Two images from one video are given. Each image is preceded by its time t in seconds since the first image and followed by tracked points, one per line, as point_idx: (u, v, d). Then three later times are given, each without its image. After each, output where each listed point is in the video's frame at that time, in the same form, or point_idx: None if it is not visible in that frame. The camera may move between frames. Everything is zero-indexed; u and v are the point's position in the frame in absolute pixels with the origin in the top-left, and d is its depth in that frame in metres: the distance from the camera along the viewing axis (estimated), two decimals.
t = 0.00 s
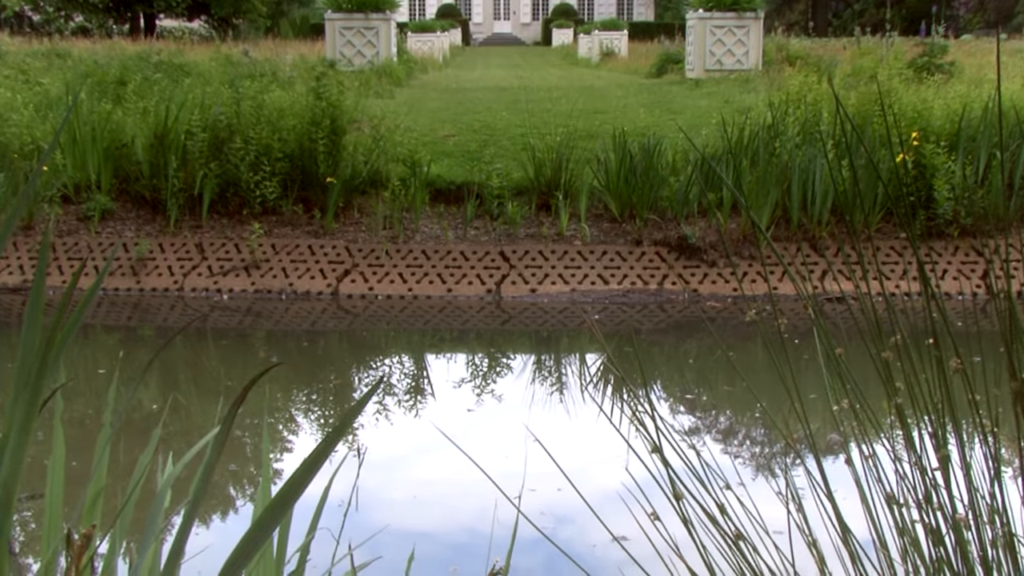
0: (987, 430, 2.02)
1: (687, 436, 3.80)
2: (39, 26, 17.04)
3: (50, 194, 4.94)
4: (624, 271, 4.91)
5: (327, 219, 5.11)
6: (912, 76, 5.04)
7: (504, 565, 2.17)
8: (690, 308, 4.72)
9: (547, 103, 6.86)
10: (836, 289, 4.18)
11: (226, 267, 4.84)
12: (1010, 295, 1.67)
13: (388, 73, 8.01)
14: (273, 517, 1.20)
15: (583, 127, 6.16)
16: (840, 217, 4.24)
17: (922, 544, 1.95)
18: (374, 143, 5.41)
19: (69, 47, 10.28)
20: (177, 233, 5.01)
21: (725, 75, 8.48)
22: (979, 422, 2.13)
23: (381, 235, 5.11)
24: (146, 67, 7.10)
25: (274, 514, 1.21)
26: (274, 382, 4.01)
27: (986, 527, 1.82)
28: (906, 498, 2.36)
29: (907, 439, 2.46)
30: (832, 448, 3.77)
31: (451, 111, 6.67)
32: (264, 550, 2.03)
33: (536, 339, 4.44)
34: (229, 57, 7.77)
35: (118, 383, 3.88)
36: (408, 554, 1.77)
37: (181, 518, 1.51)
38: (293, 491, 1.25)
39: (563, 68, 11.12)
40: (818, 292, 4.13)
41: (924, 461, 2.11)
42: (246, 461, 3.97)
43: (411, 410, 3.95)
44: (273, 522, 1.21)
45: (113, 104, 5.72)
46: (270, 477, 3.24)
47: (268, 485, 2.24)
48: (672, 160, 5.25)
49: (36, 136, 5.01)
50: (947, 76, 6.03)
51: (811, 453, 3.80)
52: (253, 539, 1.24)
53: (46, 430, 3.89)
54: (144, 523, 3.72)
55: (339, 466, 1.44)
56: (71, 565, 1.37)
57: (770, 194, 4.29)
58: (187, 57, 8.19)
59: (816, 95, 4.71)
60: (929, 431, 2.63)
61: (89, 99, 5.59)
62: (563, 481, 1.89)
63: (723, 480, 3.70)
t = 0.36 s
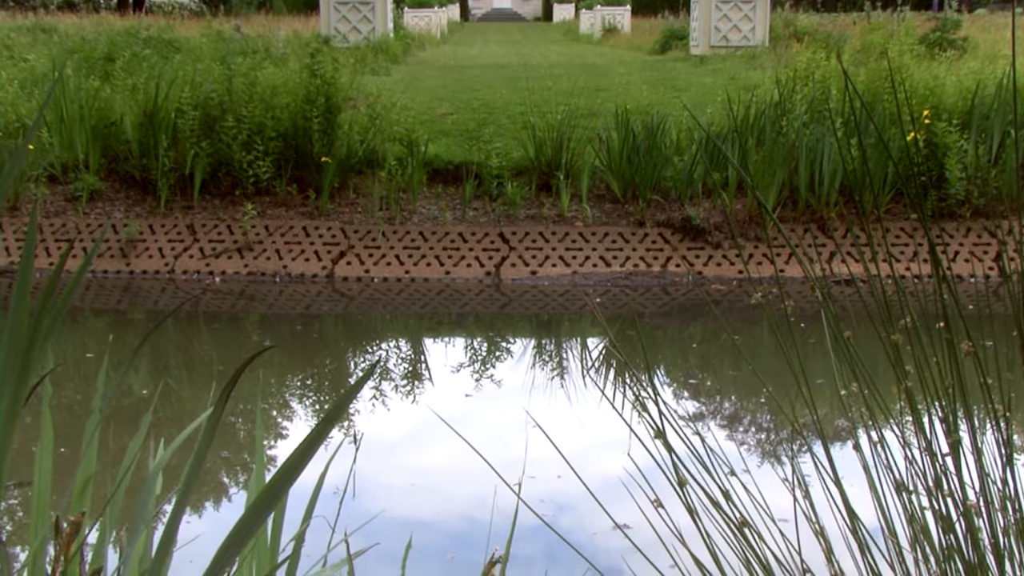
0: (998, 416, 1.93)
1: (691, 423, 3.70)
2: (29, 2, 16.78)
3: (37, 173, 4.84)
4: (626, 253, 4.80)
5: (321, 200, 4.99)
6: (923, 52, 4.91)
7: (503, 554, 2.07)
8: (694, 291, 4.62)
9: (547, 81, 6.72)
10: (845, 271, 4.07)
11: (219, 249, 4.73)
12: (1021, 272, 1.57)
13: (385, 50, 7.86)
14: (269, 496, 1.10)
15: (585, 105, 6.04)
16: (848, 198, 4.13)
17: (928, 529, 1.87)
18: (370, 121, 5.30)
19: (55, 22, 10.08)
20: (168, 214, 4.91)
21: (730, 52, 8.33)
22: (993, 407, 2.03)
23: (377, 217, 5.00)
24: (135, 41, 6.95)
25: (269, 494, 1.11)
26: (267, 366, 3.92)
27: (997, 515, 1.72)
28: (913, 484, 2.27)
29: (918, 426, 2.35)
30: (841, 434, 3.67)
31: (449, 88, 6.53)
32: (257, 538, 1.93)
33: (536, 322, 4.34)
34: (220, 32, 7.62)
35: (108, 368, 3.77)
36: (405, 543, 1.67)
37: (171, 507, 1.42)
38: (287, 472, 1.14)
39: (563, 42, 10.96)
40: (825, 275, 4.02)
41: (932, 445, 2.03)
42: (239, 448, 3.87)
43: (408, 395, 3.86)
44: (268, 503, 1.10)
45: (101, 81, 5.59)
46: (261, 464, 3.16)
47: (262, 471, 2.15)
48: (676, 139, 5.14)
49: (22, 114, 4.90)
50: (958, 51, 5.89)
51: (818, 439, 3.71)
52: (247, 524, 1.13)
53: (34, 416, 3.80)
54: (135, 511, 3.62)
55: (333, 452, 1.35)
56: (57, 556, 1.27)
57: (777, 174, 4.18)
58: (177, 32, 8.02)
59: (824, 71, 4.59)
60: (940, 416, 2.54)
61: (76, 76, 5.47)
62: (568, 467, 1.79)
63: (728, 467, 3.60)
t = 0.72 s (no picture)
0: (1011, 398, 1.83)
1: (694, 407, 3.61)
2: None
3: (22, 151, 4.73)
4: (629, 233, 4.69)
5: (316, 177, 4.90)
6: (936, 26, 4.78)
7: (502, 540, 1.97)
8: (698, 272, 4.51)
9: (548, 55, 6.58)
10: (853, 251, 3.97)
11: (210, 229, 4.62)
12: None
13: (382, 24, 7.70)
14: (260, 482, 0.97)
15: (586, 80, 5.91)
16: (857, 176, 4.01)
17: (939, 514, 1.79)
18: (366, 97, 5.18)
19: None
20: (157, 193, 4.80)
21: (736, 26, 8.16)
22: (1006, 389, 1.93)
23: (374, 196, 4.89)
24: (124, 14, 6.79)
25: (256, 480, 0.98)
26: (260, 348, 3.83)
27: (1008, 500, 1.63)
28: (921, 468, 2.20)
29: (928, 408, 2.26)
30: (849, 418, 3.57)
31: (447, 63, 6.39)
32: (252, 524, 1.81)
33: (536, 304, 4.24)
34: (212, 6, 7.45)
35: (97, 350, 3.67)
36: (402, 530, 1.59)
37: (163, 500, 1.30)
38: (280, 457, 1.01)
39: (564, 14, 10.76)
40: (833, 255, 3.91)
41: (943, 429, 1.93)
42: (231, 432, 3.78)
43: (406, 378, 3.77)
44: (260, 490, 0.98)
45: (89, 55, 5.46)
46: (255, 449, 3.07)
47: (256, 456, 2.04)
48: (680, 115, 5.03)
49: (6, 89, 4.79)
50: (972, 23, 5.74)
51: (825, 423, 3.61)
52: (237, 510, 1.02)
53: (21, 400, 3.70)
54: (125, 496, 3.52)
55: (327, 440, 1.25)
56: (44, 542, 1.12)
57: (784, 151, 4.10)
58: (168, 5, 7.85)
59: (832, 45, 4.47)
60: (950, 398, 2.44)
61: (63, 51, 5.34)
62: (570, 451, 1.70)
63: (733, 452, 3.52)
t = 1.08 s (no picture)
0: None
1: (698, 390, 3.53)
2: None
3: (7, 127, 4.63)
4: (631, 212, 4.59)
5: (310, 155, 4.80)
6: None
7: (503, 526, 1.88)
8: (702, 252, 4.41)
9: (549, 28, 6.41)
10: (863, 230, 3.86)
11: (201, 207, 4.51)
12: None
13: None
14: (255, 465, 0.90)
15: (588, 55, 5.78)
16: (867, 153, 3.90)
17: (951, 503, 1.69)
18: (361, 72, 5.04)
19: None
20: (147, 170, 4.70)
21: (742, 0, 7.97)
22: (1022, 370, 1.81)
23: (370, 173, 4.78)
24: None
25: (249, 462, 0.92)
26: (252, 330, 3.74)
27: None
28: (932, 452, 2.10)
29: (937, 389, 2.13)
30: (858, 402, 3.48)
31: (446, 37, 6.24)
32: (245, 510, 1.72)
33: (537, 285, 4.14)
34: None
35: (85, 332, 3.57)
36: (397, 518, 1.51)
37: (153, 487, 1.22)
38: (275, 441, 0.94)
39: None
40: (841, 234, 3.81)
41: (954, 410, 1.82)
42: (224, 417, 3.70)
43: (402, 361, 3.68)
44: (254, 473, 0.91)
45: (75, 28, 5.32)
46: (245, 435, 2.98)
47: (249, 441, 1.95)
48: (685, 91, 4.90)
49: None
50: None
51: (833, 407, 3.52)
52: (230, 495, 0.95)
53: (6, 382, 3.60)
54: (115, 482, 3.44)
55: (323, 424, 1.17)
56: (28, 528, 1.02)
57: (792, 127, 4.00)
58: None
59: (841, 19, 4.35)
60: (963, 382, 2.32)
61: (48, 23, 5.21)
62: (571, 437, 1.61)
63: (738, 436, 3.43)
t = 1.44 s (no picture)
0: None
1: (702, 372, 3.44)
2: None
3: None
4: (634, 190, 4.49)
5: (304, 132, 4.70)
6: None
7: (501, 511, 1.80)
8: (706, 232, 4.31)
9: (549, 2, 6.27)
10: (872, 209, 3.75)
11: (192, 185, 4.44)
12: None
13: None
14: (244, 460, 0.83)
15: (589, 29, 5.64)
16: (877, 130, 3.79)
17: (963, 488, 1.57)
18: (356, 47, 4.92)
19: None
20: (135, 147, 4.62)
21: None
22: None
23: (365, 151, 4.68)
24: None
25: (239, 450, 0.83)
26: (244, 311, 3.64)
27: None
28: (942, 436, 1.98)
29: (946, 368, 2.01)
30: (866, 385, 3.40)
31: (443, 10, 6.10)
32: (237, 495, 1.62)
33: (537, 266, 4.04)
34: None
35: (72, 313, 3.47)
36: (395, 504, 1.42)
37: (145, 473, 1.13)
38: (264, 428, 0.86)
39: None
40: (850, 213, 3.71)
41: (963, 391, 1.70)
42: (216, 401, 3.60)
43: (400, 344, 3.59)
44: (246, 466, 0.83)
45: None
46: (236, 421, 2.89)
47: (241, 424, 1.86)
48: (689, 66, 4.77)
49: None
50: None
51: (842, 390, 3.43)
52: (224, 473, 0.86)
53: None
54: (104, 468, 3.35)
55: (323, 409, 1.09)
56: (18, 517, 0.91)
57: (800, 102, 3.93)
58: None
59: None
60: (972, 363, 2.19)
61: None
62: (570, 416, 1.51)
63: (742, 420, 3.35)
